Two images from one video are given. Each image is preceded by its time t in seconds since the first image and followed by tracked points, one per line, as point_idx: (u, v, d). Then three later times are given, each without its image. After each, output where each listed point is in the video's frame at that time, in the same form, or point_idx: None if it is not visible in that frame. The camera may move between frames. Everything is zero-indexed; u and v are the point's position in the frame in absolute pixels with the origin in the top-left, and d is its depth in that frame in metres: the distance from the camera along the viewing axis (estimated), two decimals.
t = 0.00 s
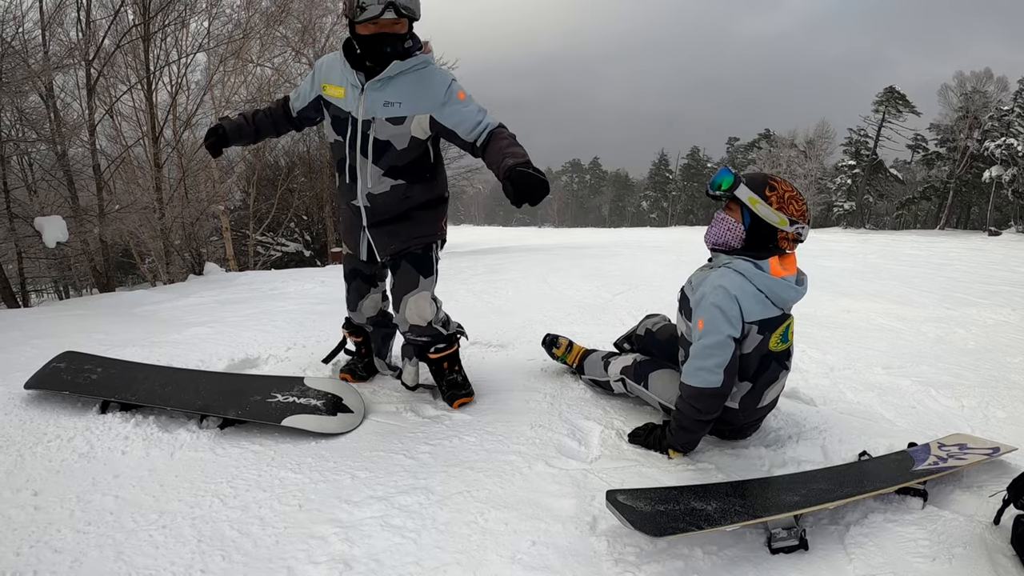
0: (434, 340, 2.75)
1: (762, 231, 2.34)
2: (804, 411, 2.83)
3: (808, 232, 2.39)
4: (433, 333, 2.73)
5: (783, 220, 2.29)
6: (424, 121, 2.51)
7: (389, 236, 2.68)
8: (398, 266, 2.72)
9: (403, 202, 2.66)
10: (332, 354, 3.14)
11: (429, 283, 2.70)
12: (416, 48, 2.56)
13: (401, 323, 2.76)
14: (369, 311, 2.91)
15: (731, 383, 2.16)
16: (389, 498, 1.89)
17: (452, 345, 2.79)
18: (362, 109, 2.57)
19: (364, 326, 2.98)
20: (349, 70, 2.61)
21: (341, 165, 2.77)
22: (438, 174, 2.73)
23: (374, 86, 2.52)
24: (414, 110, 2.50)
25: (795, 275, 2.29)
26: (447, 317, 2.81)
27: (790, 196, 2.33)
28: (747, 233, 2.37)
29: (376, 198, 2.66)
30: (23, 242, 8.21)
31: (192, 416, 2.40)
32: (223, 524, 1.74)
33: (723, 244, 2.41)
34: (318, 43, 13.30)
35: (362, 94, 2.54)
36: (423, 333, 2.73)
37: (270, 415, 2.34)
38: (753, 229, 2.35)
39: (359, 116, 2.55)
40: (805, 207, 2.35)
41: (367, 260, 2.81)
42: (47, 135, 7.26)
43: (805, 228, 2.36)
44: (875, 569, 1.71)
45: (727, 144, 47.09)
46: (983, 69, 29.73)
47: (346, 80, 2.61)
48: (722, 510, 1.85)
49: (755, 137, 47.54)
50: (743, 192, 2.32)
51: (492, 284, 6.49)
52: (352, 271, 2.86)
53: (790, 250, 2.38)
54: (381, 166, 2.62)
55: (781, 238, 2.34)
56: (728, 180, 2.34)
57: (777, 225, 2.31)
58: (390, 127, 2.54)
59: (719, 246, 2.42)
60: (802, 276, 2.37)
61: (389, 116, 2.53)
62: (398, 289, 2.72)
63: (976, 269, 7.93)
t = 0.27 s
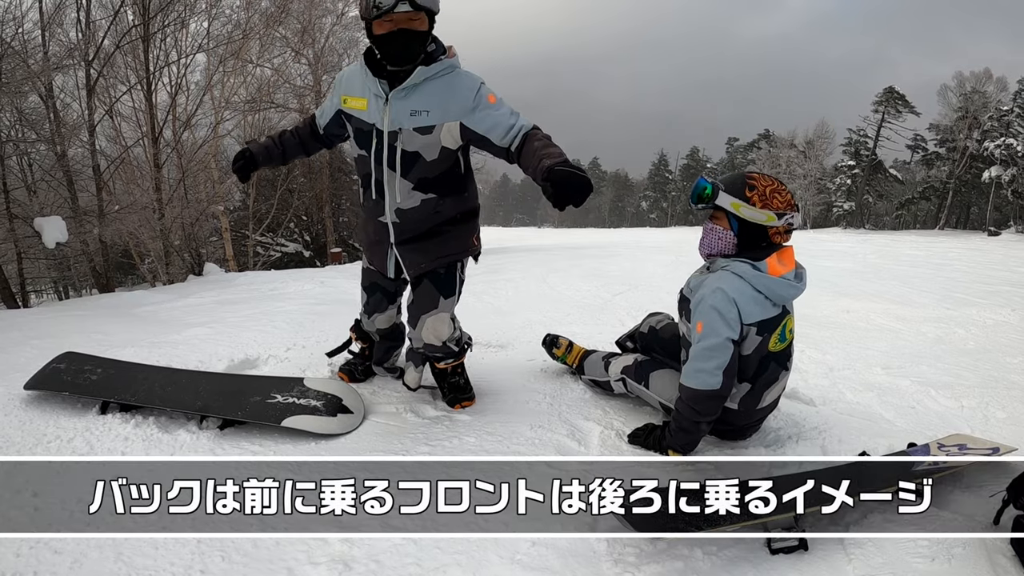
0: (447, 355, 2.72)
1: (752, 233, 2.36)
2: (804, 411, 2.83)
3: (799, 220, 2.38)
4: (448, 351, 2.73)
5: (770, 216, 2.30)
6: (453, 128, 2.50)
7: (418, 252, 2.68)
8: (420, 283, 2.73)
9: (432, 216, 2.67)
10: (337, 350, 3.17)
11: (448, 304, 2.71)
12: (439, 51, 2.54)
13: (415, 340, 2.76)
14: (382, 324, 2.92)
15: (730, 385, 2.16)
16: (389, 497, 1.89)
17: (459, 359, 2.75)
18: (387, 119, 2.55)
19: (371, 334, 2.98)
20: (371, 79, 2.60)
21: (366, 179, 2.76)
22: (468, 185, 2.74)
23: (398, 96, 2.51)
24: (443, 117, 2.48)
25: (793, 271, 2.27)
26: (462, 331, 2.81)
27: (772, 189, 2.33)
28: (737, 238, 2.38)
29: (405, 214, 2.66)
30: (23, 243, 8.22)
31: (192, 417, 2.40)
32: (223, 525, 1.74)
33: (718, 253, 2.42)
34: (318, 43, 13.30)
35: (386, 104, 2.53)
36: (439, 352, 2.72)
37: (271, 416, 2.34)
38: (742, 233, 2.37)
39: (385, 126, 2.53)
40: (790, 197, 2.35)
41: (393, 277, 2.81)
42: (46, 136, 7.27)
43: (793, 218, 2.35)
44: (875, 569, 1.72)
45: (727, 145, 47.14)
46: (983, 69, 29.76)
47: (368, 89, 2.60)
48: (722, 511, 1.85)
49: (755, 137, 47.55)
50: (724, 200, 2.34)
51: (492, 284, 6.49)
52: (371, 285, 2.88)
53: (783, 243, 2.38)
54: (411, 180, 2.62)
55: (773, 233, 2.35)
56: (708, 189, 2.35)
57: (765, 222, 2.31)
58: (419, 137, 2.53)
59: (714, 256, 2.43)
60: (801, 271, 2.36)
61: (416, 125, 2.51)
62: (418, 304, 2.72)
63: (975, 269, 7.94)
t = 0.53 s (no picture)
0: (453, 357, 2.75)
1: (739, 232, 2.36)
2: (806, 411, 2.83)
3: (785, 210, 2.38)
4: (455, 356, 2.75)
5: (755, 211, 2.30)
6: (471, 135, 2.48)
7: (439, 260, 2.68)
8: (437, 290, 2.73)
9: (453, 225, 2.67)
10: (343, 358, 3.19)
11: (459, 309, 2.73)
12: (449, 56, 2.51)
13: (425, 342, 2.79)
14: (390, 325, 2.93)
15: (729, 383, 2.16)
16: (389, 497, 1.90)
17: (464, 363, 2.78)
18: (403, 130, 2.55)
19: (378, 336, 2.98)
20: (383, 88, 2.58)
21: (385, 188, 2.75)
22: (487, 192, 2.74)
23: (413, 105, 2.50)
24: (460, 125, 2.47)
25: (787, 265, 2.27)
26: (470, 339, 2.84)
27: (752, 185, 2.34)
28: (726, 239, 2.38)
29: (426, 223, 2.66)
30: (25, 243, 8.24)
31: (194, 417, 2.40)
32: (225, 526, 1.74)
33: (711, 256, 2.41)
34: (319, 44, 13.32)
35: (402, 115, 2.52)
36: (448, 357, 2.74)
37: (272, 417, 2.34)
38: (730, 233, 2.37)
39: (401, 138, 2.54)
40: (772, 188, 2.36)
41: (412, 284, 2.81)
42: (48, 136, 7.30)
43: (778, 210, 2.36)
44: (878, 570, 1.71)
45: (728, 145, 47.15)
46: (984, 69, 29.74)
47: (380, 100, 2.59)
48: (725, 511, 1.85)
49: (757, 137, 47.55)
50: (708, 203, 2.34)
51: (493, 285, 6.49)
52: (385, 286, 2.90)
53: (773, 236, 2.38)
54: (431, 189, 2.62)
55: (761, 228, 2.36)
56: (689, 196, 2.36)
57: (751, 218, 2.32)
58: (436, 147, 2.53)
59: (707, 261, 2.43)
60: (796, 263, 2.35)
61: (432, 135, 2.51)
62: (431, 309, 2.73)
63: (976, 269, 7.94)
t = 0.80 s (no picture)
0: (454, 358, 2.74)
1: (735, 238, 2.38)
2: (808, 415, 2.83)
3: (780, 214, 2.39)
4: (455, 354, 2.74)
5: (750, 217, 2.31)
6: (469, 137, 2.50)
7: (435, 260, 2.69)
8: (434, 288, 2.74)
9: (449, 225, 2.67)
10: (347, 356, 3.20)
11: (458, 307, 2.74)
12: (449, 58, 2.53)
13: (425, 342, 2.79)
14: (392, 326, 2.95)
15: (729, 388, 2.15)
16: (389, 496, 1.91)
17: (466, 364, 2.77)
18: (402, 131, 2.55)
19: (381, 337, 3.01)
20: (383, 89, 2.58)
21: (382, 188, 2.74)
22: (481, 191, 2.74)
23: (413, 106, 2.50)
24: (458, 126, 2.48)
25: (784, 269, 2.28)
26: (470, 341, 2.83)
27: (748, 191, 2.33)
28: (722, 245, 2.40)
29: (422, 224, 2.66)
30: (26, 245, 8.25)
31: (197, 421, 2.40)
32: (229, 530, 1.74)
33: (707, 263, 2.42)
34: (321, 47, 13.36)
35: (401, 116, 2.52)
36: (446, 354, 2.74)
37: (276, 420, 2.35)
38: (726, 240, 2.39)
39: (401, 139, 2.53)
40: (767, 194, 2.37)
41: (408, 284, 2.83)
42: (50, 139, 7.32)
43: (774, 216, 2.37)
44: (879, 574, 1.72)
45: (729, 147, 47.16)
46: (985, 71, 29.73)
47: (380, 101, 2.58)
48: (727, 515, 1.88)
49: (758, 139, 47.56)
50: (704, 211, 2.36)
51: (495, 288, 6.50)
52: (382, 288, 2.90)
53: (769, 241, 2.39)
54: (428, 190, 2.62)
55: (757, 234, 2.38)
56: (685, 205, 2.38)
57: (746, 225, 2.33)
58: (435, 148, 2.54)
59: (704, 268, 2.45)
60: (793, 269, 2.36)
61: (432, 136, 2.51)
62: (428, 308, 2.75)
63: (978, 272, 7.94)
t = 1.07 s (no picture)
0: (442, 339, 2.76)
1: (720, 242, 2.40)
2: (808, 414, 2.83)
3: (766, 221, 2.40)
4: (439, 331, 2.76)
5: (735, 222, 2.33)
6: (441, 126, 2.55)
7: (405, 240, 2.70)
8: (407, 267, 2.74)
9: (418, 207, 2.69)
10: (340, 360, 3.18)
11: (436, 280, 2.74)
12: (428, 50, 2.54)
13: (408, 320, 2.78)
14: (381, 315, 2.93)
15: (719, 385, 2.15)
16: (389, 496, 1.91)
17: (458, 351, 2.79)
18: (379, 117, 2.57)
19: (371, 331, 2.99)
20: (364, 78, 2.59)
21: (353, 173, 2.74)
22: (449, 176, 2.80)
23: (391, 94, 2.54)
24: (432, 117, 2.53)
25: (769, 269, 2.29)
26: (452, 317, 2.82)
27: (735, 197, 2.35)
28: (707, 248, 2.42)
29: (391, 205, 2.67)
30: (27, 243, 8.24)
31: (197, 419, 2.40)
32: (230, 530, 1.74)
33: (691, 264, 2.46)
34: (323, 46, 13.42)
35: (379, 103, 2.55)
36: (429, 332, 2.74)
37: (276, 418, 2.35)
38: (711, 243, 2.41)
39: (378, 125, 2.56)
40: (753, 200, 2.38)
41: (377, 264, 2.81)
42: (51, 137, 7.33)
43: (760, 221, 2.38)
44: (879, 573, 1.72)
45: (731, 147, 47.18)
46: (986, 72, 29.73)
47: (360, 87, 2.59)
48: (728, 516, 1.87)
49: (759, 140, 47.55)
50: (689, 214, 2.38)
51: (495, 287, 6.49)
52: (359, 276, 2.87)
53: (754, 246, 2.40)
54: (399, 174, 2.64)
55: (741, 239, 2.38)
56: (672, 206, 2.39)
57: (731, 229, 2.35)
58: (410, 135, 2.56)
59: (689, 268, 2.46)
60: (778, 267, 2.36)
61: (407, 124, 2.56)
62: (404, 288, 2.74)
63: (979, 272, 7.94)
